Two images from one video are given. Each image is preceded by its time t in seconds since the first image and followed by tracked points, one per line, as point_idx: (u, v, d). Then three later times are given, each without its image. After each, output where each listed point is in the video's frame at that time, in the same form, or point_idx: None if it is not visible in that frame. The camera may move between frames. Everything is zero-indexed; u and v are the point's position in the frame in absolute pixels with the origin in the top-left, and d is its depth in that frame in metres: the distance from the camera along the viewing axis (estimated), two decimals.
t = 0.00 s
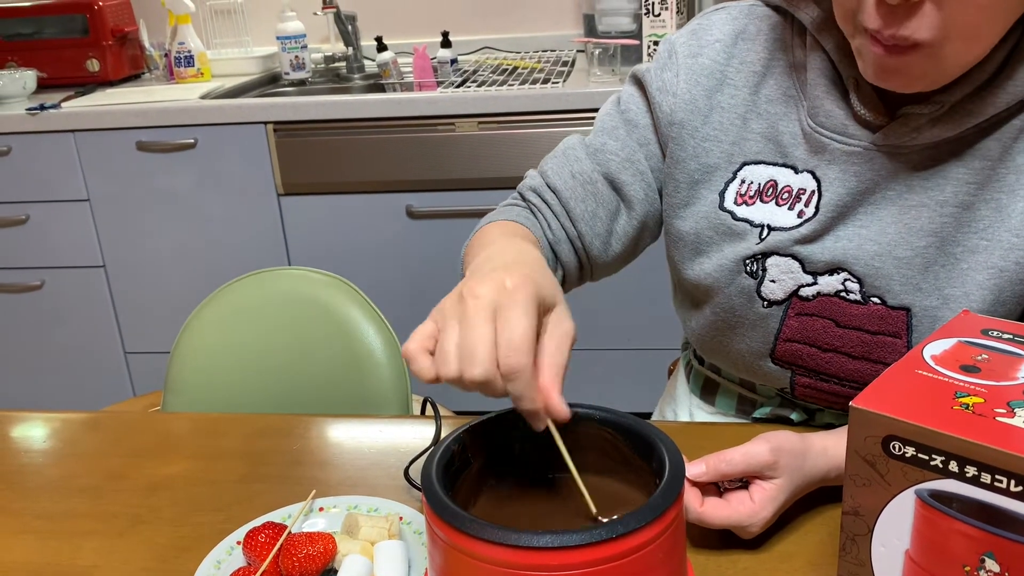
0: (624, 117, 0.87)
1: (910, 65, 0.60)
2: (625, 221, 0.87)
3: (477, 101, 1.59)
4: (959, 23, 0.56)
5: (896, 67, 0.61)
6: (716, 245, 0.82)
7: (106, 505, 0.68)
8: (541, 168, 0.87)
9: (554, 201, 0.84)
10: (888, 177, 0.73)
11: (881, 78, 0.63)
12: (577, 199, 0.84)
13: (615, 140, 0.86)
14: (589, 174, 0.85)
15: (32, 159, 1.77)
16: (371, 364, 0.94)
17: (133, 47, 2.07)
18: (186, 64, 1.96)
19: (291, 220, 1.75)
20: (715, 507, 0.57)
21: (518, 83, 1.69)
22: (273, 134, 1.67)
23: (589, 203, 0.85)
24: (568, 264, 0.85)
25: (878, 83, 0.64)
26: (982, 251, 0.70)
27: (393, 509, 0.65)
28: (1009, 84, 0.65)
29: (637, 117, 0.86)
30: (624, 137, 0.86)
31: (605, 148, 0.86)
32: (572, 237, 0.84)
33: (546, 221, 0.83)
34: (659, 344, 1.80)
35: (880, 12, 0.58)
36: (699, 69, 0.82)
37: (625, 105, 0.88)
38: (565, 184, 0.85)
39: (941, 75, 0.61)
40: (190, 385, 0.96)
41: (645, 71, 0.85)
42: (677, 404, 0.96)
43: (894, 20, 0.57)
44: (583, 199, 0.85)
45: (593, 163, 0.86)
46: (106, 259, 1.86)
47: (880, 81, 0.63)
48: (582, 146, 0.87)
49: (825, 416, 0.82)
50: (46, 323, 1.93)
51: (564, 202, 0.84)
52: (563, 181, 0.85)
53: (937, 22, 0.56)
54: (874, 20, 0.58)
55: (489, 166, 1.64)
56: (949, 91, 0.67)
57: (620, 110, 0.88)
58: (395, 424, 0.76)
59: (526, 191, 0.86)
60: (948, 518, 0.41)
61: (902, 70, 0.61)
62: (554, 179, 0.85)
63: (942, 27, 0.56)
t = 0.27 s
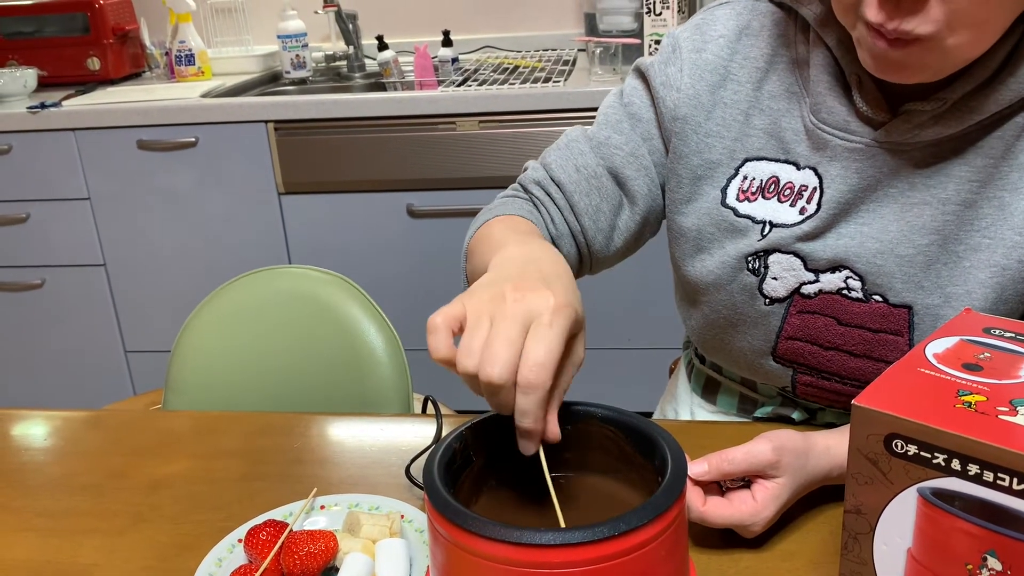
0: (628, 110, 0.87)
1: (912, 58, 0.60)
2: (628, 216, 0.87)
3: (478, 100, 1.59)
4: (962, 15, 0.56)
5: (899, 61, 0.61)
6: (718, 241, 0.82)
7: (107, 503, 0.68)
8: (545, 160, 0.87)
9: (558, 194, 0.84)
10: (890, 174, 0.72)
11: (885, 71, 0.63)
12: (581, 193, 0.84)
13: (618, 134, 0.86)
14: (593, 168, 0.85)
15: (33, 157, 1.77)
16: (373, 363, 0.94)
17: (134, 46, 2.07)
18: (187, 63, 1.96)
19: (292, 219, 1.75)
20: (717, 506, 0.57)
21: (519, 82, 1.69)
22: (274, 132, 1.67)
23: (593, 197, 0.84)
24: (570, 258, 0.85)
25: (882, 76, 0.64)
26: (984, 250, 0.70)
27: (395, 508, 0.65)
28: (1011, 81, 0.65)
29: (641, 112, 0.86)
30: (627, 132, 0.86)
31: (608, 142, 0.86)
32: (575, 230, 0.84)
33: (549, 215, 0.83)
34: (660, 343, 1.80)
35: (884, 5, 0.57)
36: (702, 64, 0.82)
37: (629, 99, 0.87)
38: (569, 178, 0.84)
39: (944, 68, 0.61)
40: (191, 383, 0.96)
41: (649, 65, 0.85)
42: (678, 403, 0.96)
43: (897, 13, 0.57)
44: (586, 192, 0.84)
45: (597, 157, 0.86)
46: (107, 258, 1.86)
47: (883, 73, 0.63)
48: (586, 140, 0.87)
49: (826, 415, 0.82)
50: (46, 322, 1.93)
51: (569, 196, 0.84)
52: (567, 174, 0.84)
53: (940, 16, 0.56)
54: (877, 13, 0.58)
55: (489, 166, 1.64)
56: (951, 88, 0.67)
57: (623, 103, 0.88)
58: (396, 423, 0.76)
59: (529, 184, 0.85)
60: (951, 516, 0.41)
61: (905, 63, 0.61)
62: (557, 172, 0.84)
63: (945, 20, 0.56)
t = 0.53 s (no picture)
0: (628, 108, 0.87)
1: (921, 47, 0.59)
2: (631, 214, 0.86)
3: (476, 96, 1.59)
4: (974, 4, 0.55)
5: (908, 48, 0.60)
6: (718, 236, 0.82)
7: (104, 500, 0.68)
8: (546, 159, 0.86)
9: (560, 192, 0.83)
10: (890, 169, 0.72)
11: (896, 62, 0.63)
12: (583, 191, 0.83)
13: (619, 131, 0.86)
14: (594, 165, 0.84)
15: (30, 154, 1.77)
16: (371, 359, 0.94)
17: (132, 42, 2.07)
18: (185, 60, 1.95)
19: (290, 216, 1.75)
20: (716, 503, 0.57)
21: (518, 79, 1.69)
22: (273, 129, 1.67)
23: (596, 195, 0.83)
24: (572, 257, 0.84)
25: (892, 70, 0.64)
26: (984, 245, 0.69)
27: (393, 505, 0.65)
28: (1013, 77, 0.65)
29: (642, 109, 0.86)
30: (628, 128, 0.86)
31: (610, 139, 0.85)
32: (577, 229, 0.83)
33: (551, 213, 0.82)
34: (659, 341, 1.80)
35: None
36: (703, 60, 0.82)
37: (630, 95, 0.87)
38: (571, 175, 0.83)
39: (953, 59, 0.61)
40: (189, 378, 0.96)
41: (649, 61, 0.85)
42: (677, 400, 0.96)
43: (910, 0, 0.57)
44: (588, 190, 0.83)
45: (599, 154, 0.85)
46: (105, 255, 1.86)
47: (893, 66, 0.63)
48: (587, 138, 0.86)
49: (825, 412, 0.82)
50: (44, 319, 1.93)
51: (571, 194, 0.83)
52: (568, 172, 0.83)
53: (950, 4, 0.56)
54: None
55: (488, 163, 1.64)
56: (953, 82, 0.67)
57: (623, 101, 0.87)
58: (394, 420, 0.76)
59: (530, 183, 0.84)
60: (950, 512, 0.41)
61: (913, 51, 0.60)
62: (559, 170, 0.84)
63: (956, 9, 0.56)
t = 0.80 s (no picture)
0: (624, 120, 0.87)
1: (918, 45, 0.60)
2: (632, 222, 0.87)
3: (474, 97, 1.59)
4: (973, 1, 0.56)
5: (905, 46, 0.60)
6: (715, 238, 0.82)
7: (102, 500, 0.68)
8: (546, 176, 0.87)
9: (560, 207, 0.84)
10: (885, 170, 0.73)
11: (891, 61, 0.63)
12: (583, 204, 0.84)
13: (616, 143, 0.86)
14: (593, 177, 0.85)
15: (28, 155, 1.77)
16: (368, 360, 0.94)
17: (130, 43, 2.07)
18: (183, 60, 1.95)
19: (289, 217, 1.75)
20: (712, 503, 0.57)
21: (515, 79, 1.69)
22: (271, 130, 1.67)
23: (595, 207, 0.84)
24: (577, 269, 0.85)
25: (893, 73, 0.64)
26: (979, 246, 0.70)
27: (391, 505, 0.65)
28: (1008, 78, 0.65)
29: (638, 119, 0.86)
30: (624, 138, 0.86)
31: (608, 151, 0.86)
32: (580, 241, 0.84)
33: (554, 229, 0.83)
34: (656, 341, 1.80)
35: None
36: (698, 64, 0.82)
37: (625, 108, 0.87)
38: (570, 190, 0.84)
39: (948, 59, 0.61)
40: (187, 377, 0.96)
41: (644, 69, 0.85)
42: (674, 401, 0.96)
43: None
44: (589, 202, 0.84)
45: (596, 167, 0.86)
46: (103, 256, 1.86)
47: (894, 69, 0.63)
48: (585, 152, 0.87)
49: (822, 412, 0.83)
50: (42, 320, 1.93)
51: (570, 207, 0.84)
52: (568, 186, 0.84)
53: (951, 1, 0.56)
54: None
55: (486, 163, 1.64)
56: (949, 83, 0.67)
57: (620, 113, 0.88)
58: (391, 421, 0.76)
59: (532, 201, 0.86)
60: (945, 513, 0.41)
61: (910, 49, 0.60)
62: (558, 186, 0.84)
63: (956, 7, 0.56)
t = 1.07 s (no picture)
0: (629, 121, 0.87)
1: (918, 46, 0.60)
2: (640, 224, 0.86)
3: (474, 100, 1.59)
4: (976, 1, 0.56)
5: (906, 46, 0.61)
6: (718, 239, 0.82)
7: (102, 502, 0.68)
8: (552, 179, 0.86)
9: (567, 210, 0.83)
10: (887, 171, 0.73)
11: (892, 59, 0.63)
12: (590, 206, 0.83)
13: (622, 145, 0.86)
14: (600, 180, 0.84)
15: (28, 157, 1.77)
16: (369, 363, 0.94)
17: (130, 46, 2.07)
18: (183, 63, 1.95)
19: (288, 219, 1.75)
20: (712, 504, 0.57)
21: (515, 82, 1.69)
22: (271, 132, 1.67)
23: (603, 209, 0.84)
24: (584, 274, 0.84)
25: (889, 67, 0.64)
26: (980, 247, 0.70)
27: (391, 507, 0.65)
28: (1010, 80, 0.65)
29: (643, 121, 0.86)
30: (630, 139, 0.86)
31: (613, 153, 0.86)
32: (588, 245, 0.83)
33: (561, 233, 0.82)
34: (656, 343, 1.80)
35: None
36: (702, 64, 0.82)
37: (630, 110, 0.87)
38: (577, 193, 0.83)
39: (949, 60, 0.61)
40: (187, 379, 0.96)
41: (647, 71, 0.85)
42: (674, 403, 0.96)
43: None
44: (596, 205, 0.84)
45: (602, 169, 0.85)
46: (102, 258, 1.86)
47: (891, 64, 0.63)
48: (591, 155, 0.86)
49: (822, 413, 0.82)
50: (42, 322, 1.93)
51: (578, 210, 0.83)
52: (573, 190, 0.84)
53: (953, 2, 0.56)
54: None
55: (485, 165, 1.64)
56: (951, 85, 0.67)
57: (624, 114, 0.87)
58: (391, 423, 0.76)
59: (538, 205, 0.84)
60: (946, 515, 0.41)
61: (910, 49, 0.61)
62: (565, 188, 0.84)
63: (958, 8, 0.56)
